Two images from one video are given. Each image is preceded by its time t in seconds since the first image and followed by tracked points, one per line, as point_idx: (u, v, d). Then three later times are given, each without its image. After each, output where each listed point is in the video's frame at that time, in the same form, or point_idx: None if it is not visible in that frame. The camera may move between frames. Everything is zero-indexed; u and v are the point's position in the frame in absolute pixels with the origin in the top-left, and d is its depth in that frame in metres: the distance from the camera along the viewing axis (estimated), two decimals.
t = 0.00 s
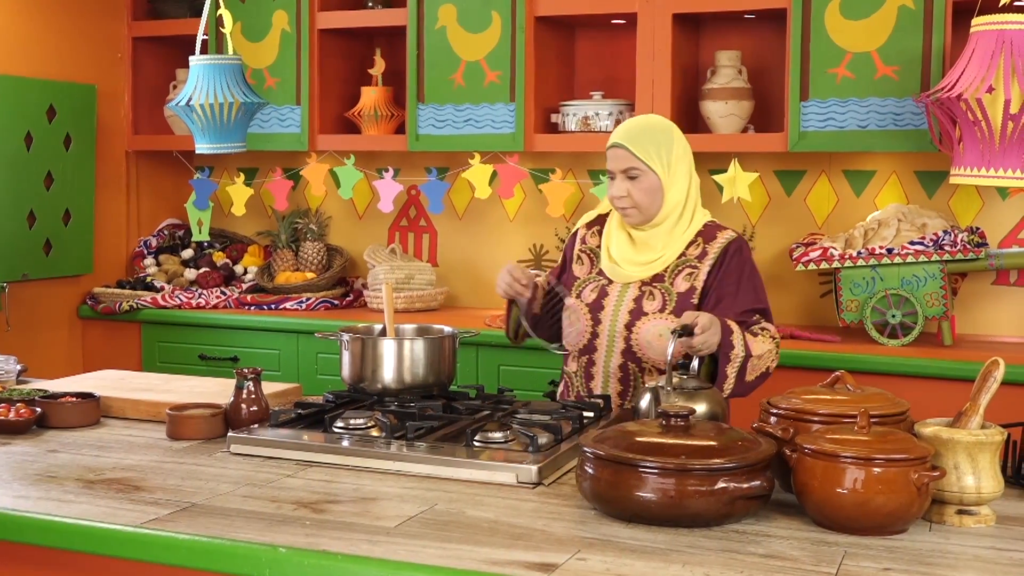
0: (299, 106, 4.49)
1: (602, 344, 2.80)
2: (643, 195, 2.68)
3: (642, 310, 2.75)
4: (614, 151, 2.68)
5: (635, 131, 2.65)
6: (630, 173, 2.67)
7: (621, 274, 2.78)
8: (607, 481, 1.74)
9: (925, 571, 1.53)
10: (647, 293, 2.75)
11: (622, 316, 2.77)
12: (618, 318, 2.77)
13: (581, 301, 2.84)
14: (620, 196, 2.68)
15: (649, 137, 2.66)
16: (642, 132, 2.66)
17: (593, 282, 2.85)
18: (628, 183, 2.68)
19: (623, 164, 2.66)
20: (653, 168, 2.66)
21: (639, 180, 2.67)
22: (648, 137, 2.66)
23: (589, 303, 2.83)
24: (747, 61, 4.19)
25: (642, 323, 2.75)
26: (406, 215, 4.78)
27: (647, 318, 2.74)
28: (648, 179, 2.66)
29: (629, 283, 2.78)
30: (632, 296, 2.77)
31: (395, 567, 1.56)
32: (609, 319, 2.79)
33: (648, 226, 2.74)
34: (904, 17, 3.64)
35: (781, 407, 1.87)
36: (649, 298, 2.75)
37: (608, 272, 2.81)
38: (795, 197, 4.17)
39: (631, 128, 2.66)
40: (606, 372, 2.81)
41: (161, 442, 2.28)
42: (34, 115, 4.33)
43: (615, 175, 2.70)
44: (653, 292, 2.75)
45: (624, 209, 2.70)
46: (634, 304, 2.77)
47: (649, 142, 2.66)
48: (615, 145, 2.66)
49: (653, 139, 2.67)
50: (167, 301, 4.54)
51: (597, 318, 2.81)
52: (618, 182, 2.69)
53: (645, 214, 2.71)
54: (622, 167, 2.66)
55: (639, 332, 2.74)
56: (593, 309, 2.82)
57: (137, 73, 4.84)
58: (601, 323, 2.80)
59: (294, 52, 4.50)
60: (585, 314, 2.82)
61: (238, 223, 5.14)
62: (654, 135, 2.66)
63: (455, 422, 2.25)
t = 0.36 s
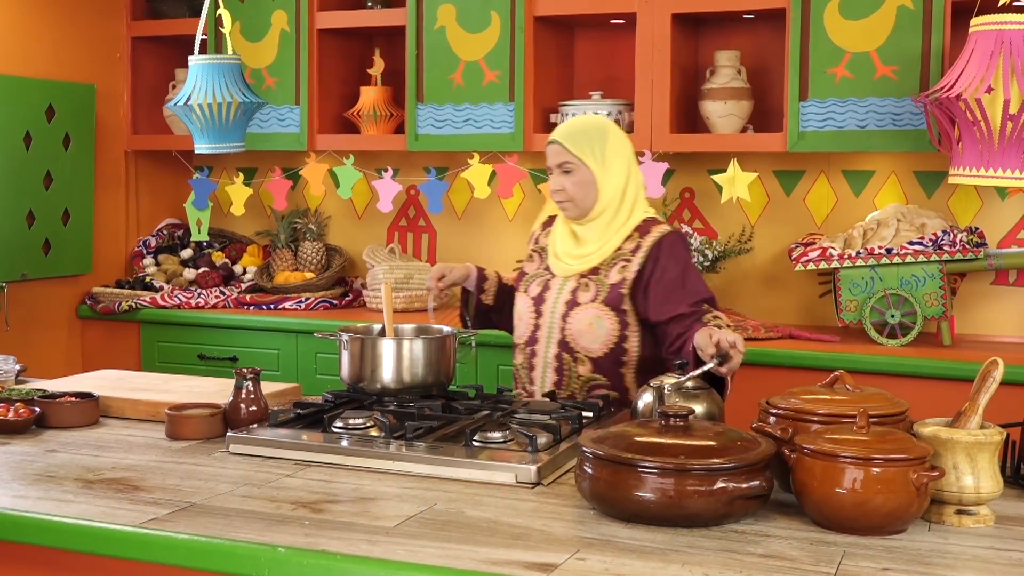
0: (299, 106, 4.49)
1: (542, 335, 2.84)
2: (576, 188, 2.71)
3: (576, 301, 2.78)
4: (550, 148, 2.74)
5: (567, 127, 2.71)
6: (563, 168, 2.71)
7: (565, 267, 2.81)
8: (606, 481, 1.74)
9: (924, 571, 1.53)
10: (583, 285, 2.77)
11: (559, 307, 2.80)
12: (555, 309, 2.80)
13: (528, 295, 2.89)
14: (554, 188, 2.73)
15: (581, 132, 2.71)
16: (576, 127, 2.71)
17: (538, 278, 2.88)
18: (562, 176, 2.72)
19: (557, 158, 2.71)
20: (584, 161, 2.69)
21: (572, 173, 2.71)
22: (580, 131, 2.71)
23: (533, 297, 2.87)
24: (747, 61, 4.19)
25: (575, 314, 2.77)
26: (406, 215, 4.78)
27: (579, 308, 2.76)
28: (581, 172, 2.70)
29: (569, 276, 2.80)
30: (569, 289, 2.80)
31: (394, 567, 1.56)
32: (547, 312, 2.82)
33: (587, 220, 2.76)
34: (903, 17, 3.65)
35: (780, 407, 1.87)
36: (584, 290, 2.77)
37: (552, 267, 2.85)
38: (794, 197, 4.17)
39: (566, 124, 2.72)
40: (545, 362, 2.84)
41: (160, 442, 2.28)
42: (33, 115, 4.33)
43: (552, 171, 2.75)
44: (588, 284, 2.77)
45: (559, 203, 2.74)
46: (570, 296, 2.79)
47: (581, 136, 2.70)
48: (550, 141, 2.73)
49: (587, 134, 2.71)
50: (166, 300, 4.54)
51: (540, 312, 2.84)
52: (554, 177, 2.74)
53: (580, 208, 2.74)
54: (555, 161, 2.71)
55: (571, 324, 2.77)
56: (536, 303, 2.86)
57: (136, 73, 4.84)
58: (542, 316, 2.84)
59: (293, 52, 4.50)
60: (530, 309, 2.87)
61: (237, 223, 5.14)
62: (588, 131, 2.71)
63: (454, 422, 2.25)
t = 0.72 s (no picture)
0: (298, 106, 4.49)
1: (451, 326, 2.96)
2: (483, 193, 2.86)
3: (478, 293, 2.91)
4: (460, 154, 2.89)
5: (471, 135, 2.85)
6: (472, 173, 2.85)
7: (475, 263, 2.95)
8: (606, 481, 1.74)
9: (924, 571, 1.53)
10: (486, 278, 2.90)
11: (465, 298, 2.93)
12: (461, 301, 2.93)
13: (444, 290, 3.02)
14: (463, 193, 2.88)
15: (487, 139, 2.84)
16: (482, 136, 2.85)
17: (455, 275, 3.01)
18: (470, 181, 2.87)
19: (466, 164, 2.86)
20: (489, 167, 2.84)
21: (478, 179, 2.85)
22: (486, 138, 2.84)
23: (448, 292, 3.00)
24: (746, 61, 4.19)
25: (476, 304, 2.90)
26: (406, 215, 4.78)
27: (478, 299, 2.89)
28: (487, 176, 2.84)
29: (478, 271, 2.93)
30: (476, 282, 2.93)
31: (394, 567, 1.56)
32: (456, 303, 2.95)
33: (495, 221, 2.90)
34: (902, 17, 3.65)
35: (780, 407, 1.87)
36: (486, 282, 2.90)
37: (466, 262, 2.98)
38: (794, 197, 4.17)
39: (474, 131, 2.87)
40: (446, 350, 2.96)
41: (160, 442, 2.28)
42: (33, 114, 4.33)
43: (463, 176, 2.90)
44: (491, 277, 2.89)
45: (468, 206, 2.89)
46: (475, 289, 2.92)
47: (486, 142, 2.84)
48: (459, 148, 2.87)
49: (494, 140, 2.85)
50: (166, 300, 4.54)
51: (450, 304, 2.97)
52: (465, 181, 2.88)
53: (488, 210, 2.88)
54: (464, 167, 2.86)
55: (472, 313, 2.90)
56: (449, 297, 2.99)
57: (136, 73, 4.84)
58: (452, 308, 2.97)
59: (293, 51, 4.50)
60: (445, 302, 3.00)
61: (236, 223, 5.14)
62: (492, 138, 2.84)
63: (454, 422, 2.25)
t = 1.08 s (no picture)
0: (301, 105, 4.49)
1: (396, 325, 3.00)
2: (428, 196, 2.93)
3: (425, 291, 2.97)
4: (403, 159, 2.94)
5: (413, 140, 2.90)
6: (417, 177, 2.92)
7: (419, 262, 3.03)
8: (611, 482, 1.74)
9: (930, 572, 1.52)
10: (433, 277, 2.98)
11: (414, 295, 2.98)
12: (409, 300, 2.98)
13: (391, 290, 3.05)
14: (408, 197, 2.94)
15: (430, 144, 2.90)
16: (425, 141, 2.90)
17: (401, 277, 3.07)
18: (415, 185, 2.93)
19: (410, 169, 2.92)
20: (435, 172, 2.90)
21: (424, 183, 2.92)
22: (430, 144, 2.90)
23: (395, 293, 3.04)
24: (750, 61, 4.19)
25: (424, 301, 2.95)
26: (407, 215, 4.78)
27: (427, 297, 2.95)
28: (431, 180, 2.91)
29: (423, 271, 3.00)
30: (423, 282, 2.99)
31: (399, 567, 1.56)
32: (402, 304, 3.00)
33: (440, 222, 2.99)
34: (906, 17, 3.64)
35: (785, 408, 1.87)
36: (434, 280, 2.97)
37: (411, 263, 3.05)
38: (797, 197, 4.17)
39: (418, 137, 2.91)
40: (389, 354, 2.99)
41: (163, 442, 2.27)
42: (36, 114, 4.33)
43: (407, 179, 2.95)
44: (438, 275, 2.97)
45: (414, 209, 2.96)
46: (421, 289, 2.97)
47: (430, 147, 2.90)
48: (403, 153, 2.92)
49: (438, 146, 2.90)
50: (169, 299, 4.54)
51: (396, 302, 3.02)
52: (409, 185, 2.94)
53: (433, 213, 2.95)
54: (410, 172, 2.91)
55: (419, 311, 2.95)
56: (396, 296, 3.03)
57: (139, 72, 4.84)
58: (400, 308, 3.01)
59: (296, 51, 4.50)
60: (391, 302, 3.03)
61: (238, 222, 5.14)
62: (435, 142, 2.90)
63: (459, 422, 2.25)
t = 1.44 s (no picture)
0: (311, 105, 4.49)
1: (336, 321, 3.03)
2: (368, 192, 2.97)
3: (360, 289, 3.01)
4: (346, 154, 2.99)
5: (355, 134, 2.95)
6: (358, 173, 2.96)
7: (357, 259, 3.06)
8: (625, 483, 1.73)
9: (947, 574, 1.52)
10: (370, 275, 3.01)
11: (350, 294, 3.02)
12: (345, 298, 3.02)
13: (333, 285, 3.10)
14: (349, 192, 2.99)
15: (371, 139, 2.95)
16: (367, 136, 2.95)
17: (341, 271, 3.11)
18: (355, 181, 2.98)
19: (351, 164, 2.96)
20: (375, 168, 2.95)
21: (364, 179, 2.96)
22: (373, 138, 2.95)
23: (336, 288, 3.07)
24: (761, 61, 4.18)
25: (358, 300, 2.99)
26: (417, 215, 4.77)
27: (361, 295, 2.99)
28: (372, 176, 2.96)
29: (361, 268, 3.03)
30: (360, 279, 3.03)
31: (414, 568, 1.56)
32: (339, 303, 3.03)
33: (377, 220, 3.03)
34: (918, 16, 3.63)
35: (799, 409, 1.86)
36: (370, 279, 3.01)
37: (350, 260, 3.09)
38: (809, 197, 4.16)
39: (360, 131, 2.97)
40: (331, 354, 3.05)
41: (176, 442, 2.28)
42: (47, 113, 4.33)
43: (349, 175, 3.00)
44: (374, 273, 3.00)
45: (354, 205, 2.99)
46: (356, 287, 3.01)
47: (373, 142, 2.95)
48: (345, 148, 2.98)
49: (379, 141, 2.96)
50: (179, 299, 4.54)
51: (335, 302, 3.04)
52: (351, 180, 2.99)
53: (372, 209, 3.00)
54: (352, 166, 2.96)
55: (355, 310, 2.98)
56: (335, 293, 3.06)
57: (149, 72, 4.84)
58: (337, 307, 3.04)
59: (306, 50, 4.50)
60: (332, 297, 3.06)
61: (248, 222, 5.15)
62: (377, 138, 2.96)
63: (471, 422, 2.24)
